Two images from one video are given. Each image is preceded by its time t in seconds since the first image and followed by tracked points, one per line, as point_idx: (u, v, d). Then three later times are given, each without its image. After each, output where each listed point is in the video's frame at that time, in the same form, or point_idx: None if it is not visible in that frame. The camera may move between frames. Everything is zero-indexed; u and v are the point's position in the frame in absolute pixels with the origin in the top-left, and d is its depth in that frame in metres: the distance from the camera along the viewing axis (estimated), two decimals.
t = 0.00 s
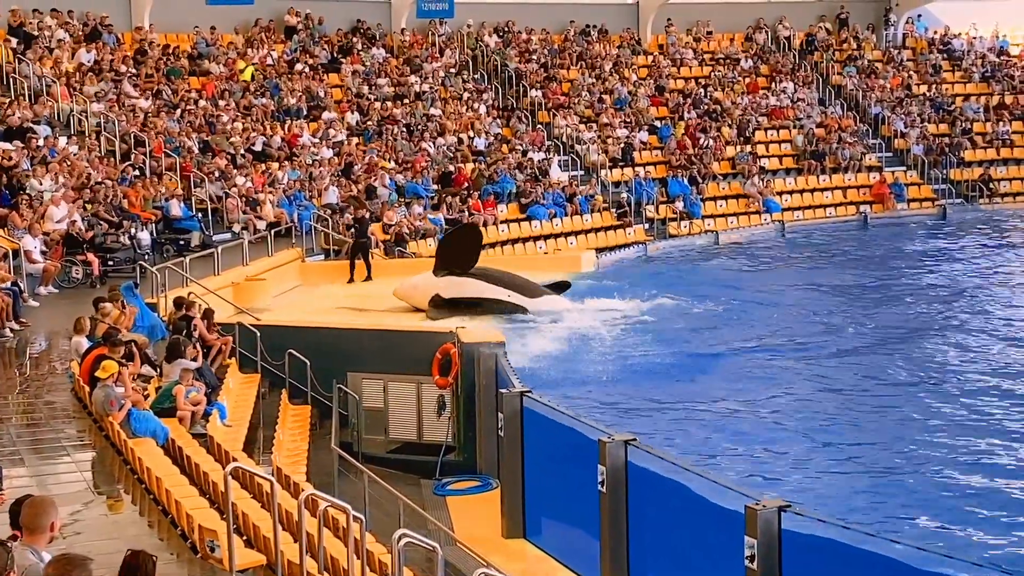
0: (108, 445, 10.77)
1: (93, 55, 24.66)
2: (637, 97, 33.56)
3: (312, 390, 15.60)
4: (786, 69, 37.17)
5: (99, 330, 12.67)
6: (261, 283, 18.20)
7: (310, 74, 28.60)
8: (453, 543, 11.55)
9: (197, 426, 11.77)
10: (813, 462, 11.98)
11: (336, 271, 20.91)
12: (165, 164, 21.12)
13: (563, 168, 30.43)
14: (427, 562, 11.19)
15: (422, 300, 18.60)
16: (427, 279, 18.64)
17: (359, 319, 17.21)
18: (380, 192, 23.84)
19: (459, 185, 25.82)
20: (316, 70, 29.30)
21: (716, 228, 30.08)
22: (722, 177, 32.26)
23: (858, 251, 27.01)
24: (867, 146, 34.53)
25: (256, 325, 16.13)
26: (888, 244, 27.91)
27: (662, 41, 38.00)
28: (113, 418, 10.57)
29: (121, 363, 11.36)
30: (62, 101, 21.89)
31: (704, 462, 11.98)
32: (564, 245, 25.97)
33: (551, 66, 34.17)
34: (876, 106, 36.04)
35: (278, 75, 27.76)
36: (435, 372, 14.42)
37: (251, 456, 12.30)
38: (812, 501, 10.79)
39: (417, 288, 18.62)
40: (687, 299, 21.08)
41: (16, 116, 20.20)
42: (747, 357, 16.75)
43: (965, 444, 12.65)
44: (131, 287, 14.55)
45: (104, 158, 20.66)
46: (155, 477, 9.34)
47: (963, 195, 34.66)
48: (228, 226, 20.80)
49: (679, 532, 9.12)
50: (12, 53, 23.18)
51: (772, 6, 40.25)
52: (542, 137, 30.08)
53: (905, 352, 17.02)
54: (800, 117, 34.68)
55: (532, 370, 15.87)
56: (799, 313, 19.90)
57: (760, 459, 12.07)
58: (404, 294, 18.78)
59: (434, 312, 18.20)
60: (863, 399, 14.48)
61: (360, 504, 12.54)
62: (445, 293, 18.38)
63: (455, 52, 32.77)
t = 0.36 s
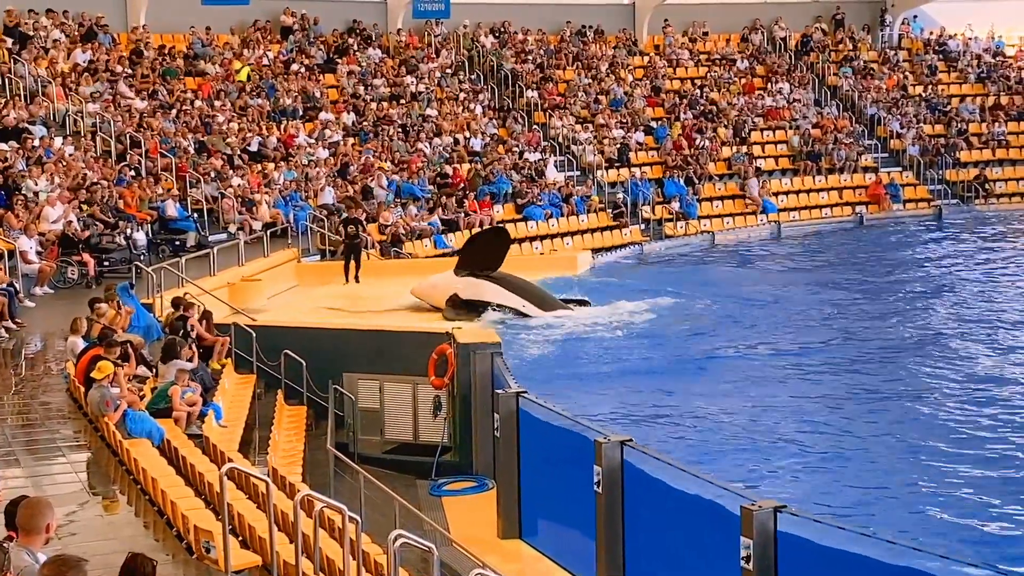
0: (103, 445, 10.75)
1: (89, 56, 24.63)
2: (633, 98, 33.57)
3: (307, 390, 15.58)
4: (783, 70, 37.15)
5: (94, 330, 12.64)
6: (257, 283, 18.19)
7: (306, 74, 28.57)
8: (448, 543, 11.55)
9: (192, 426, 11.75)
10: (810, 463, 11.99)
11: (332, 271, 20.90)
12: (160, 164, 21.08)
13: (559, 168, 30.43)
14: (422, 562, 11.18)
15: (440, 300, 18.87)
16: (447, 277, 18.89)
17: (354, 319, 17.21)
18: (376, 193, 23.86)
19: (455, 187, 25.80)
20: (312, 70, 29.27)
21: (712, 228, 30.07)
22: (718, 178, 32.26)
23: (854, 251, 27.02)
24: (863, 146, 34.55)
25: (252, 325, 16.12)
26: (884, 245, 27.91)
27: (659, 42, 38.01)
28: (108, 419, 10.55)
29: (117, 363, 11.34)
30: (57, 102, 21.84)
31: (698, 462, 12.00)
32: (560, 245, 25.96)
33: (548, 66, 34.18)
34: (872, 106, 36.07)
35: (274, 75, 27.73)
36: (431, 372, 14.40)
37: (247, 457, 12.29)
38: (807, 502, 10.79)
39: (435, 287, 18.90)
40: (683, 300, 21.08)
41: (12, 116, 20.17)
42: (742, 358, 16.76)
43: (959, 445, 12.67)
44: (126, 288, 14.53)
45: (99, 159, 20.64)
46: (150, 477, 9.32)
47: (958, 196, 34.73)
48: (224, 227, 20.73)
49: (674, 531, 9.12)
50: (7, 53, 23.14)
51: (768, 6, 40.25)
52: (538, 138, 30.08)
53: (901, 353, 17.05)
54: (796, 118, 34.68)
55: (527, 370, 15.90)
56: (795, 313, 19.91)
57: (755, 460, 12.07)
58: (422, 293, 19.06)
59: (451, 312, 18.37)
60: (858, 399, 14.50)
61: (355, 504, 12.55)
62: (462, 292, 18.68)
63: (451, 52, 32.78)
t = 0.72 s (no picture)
0: (99, 445, 10.75)
1: (84, 55, 24.61)
2: (630, 98, 33.59)
3: (303, 391, 15.58)
4: (778, 71, 37.18)
5: (90, 330, 12.62)
6: (252, 284, 18.19)
7: (301, 74, 28.56)
8: (444, 543, 11.55)
9: (188, 426, 11.74)
10: (805, 462, 12.02)
11: (329, 271, 20.91)
12: (155, 164, 21.03)
13: (554, 168, 30.47)
14: (418, 562, 11.18)
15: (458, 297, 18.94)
16: (469, 275, 18.96)
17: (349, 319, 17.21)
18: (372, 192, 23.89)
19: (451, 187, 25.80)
20: (308, 70, 29.25)
21: (707, 229, 30.10)
22: (714, 178, 32.28)
23: (850, 251, 27.06)
24: (858, 147, 34.61)
25: (247, 326, 16.12)
26: (879, 245, 27.93)
27: (654, 42, 38.05)
28: (104, 419, 10.55)
29: (112, 363, 11.33)
30: (53, 101, 21.81)
31: (693, 462, 12.02)
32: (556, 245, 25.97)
33: (543, 66, 34.20)
34: (867, 107, 36.13)
35: (270, 75, 27.71)
36: (427, 372, 14.39)
37: (243, 457, 12.28)
38: (801, 501, 10.81)
39: (454, 284, 18.92)
40: (680, 300, 21.08)
41: (7, 115, 20.15)
42: (738, 357, 16.79)
43: (953, 444, 12.70)
44: (121, 287, 14.51)
45: (95, 159, 20.62)
46: (145, 477, 9.31)
47: (953, 196, 34.82)
48: (219, 227, 20.65)
49: (670, 530, 9.13)
50: (2, 53, 23.10)
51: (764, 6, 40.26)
52: (534, 138, 30.10)
53: (896, 353, 17.08)
54: (791, 118, 34.71)
55: (521, 369, 15.94)
56: (790, 313, 19.94)
57: (750, 459, 12.09)
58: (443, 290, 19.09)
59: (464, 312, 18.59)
60: (853, 399, 14.53)
61: (351, 504, 12.55)
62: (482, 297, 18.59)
63: (447, 52, 32.79)
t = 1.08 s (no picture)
0: (93, 445, 10.74)
1: (79, 54, 24.56)
2: (624, 98, 33.62)
3: (298, 390, 15.57)
4: (773, 70, 37.19)
5: (84, 329, 12.60)
6: (247, 283, 18.18)
7: (296, 74, 28.53)
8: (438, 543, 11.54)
9: (182, 426, 11.74)
10: (798, 462, 12.03)
11: (324, 270, 20.92)
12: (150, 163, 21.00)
13: (550, 168, 30.49)
14: (412, 562, 11.18)
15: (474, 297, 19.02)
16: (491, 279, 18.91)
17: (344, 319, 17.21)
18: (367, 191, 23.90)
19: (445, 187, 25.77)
20: (302, 70, 29.22)
21: (702, 228, 30.10)
22: (709, 177, 32.28)
23: (844, 251, 27.08)
24: (853, 147, 34.64)
25: (242, 325, 16.12)
26: (874, 245, 27.95)
27: (649, 42, 38.07)
28: (98, 418, 10.54)
29: (107, 363, 11.33)
30: (47, 100, 21.76)
31: (687, 461, 12.03)
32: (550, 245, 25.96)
33: (539, 66, 34.20)
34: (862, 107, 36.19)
35: (265, 75, 27.68)
36: (422, 371, 14.36)
37: (237, 456, 12.27)
38: (795, 501, 10.83)
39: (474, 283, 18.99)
40: (674, 300, 21.09)
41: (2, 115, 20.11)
42: (732, 357, 16.80)
43: (946, 444, 12.73)
44: (116, 287, 14.51)
45: (89, 159, 20.58)
46: (140, 477, 9.30)
47: (948, 195, 34.84)
48: (214, 226, 20.77)
49: (664, 530, 9.13)
50: None
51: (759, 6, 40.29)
52: (529, 138, 30.11)
53: (889, 353, 17.10)
54: (786, 118, 34.74)
55: (515, 369, 15.96)
56: (784, 313, 19.95)
57: (744, 459, 12.11)
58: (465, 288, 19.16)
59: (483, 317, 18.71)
60: (847, 399, 14.55)
61: (346, 504, 12.55)
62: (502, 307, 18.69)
63: (442, 52, 32.80)
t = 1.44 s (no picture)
0: (87, 444, 10.72)
1: (74, 53, 24.53)
2: (619, 98, 33.66)
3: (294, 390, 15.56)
4: (768, 70, 37.21)
5: (79, 329, 12.57)
6: (243, 282, 18.17)
7: (292, 73, 28.52)
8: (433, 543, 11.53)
9: (177, 425, 11.73)
10: (791, 461, 12.03)
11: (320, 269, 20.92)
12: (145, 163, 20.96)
13: (545, 168, 30.52)
14: (407, 561, 11.16)
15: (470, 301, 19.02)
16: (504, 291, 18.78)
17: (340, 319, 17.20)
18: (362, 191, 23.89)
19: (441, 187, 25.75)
20: (298, 69, 29.21)
21: (697, 228, 30.11)
22: (704, 177, 32.28)
23: (839, 251, 27.08)
24: (848, 147, 34.68)
25: (238, 325, 16.11)
26: (869, 245, 27.97)
27: (644, 41, 38.09)
28: (93, 418, 10.55)
29: (102, 363, 11.31)
30: (42, 100, 21.73)
31: (681, 461, 12.03)
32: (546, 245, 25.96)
33: (534, 66, 34.22)
34: (857, 107, 36.25)
35: (260, 74, 27.66)
36: (417, 371, 14.40)
37: (232, 456, 12.26)
38: (789, 501, 10.83)
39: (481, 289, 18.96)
40: (670, 300, 21.08)
41: None
42: (727, 357, 16.80)
43: (941, 444, 12.73)
44: (110, 286, 14.50)
45: (84, 158, 20.56)
46: (135, 476, 9.29)
47: (943, 196, 34.86)
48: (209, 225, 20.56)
49: (659, 530, 9.14)
50: None
51: (754, 6, 40.33)
52: (525, 138, 30.11)
53: (884, 353, 17.10)
54: (780, 118, 34.76)
55: (510, 369, 15.96)
56: (780, 313, 19.96)
57: (739, 459, 12.10)
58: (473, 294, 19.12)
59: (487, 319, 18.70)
60: (842, 399, 14.54)
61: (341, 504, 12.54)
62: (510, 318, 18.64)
63: (437, 51, 32.81)
